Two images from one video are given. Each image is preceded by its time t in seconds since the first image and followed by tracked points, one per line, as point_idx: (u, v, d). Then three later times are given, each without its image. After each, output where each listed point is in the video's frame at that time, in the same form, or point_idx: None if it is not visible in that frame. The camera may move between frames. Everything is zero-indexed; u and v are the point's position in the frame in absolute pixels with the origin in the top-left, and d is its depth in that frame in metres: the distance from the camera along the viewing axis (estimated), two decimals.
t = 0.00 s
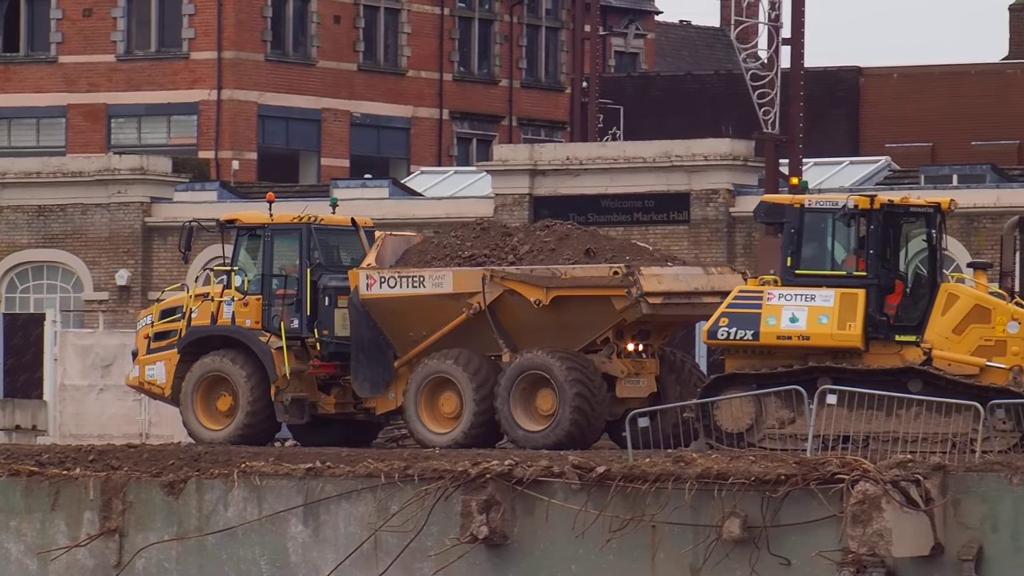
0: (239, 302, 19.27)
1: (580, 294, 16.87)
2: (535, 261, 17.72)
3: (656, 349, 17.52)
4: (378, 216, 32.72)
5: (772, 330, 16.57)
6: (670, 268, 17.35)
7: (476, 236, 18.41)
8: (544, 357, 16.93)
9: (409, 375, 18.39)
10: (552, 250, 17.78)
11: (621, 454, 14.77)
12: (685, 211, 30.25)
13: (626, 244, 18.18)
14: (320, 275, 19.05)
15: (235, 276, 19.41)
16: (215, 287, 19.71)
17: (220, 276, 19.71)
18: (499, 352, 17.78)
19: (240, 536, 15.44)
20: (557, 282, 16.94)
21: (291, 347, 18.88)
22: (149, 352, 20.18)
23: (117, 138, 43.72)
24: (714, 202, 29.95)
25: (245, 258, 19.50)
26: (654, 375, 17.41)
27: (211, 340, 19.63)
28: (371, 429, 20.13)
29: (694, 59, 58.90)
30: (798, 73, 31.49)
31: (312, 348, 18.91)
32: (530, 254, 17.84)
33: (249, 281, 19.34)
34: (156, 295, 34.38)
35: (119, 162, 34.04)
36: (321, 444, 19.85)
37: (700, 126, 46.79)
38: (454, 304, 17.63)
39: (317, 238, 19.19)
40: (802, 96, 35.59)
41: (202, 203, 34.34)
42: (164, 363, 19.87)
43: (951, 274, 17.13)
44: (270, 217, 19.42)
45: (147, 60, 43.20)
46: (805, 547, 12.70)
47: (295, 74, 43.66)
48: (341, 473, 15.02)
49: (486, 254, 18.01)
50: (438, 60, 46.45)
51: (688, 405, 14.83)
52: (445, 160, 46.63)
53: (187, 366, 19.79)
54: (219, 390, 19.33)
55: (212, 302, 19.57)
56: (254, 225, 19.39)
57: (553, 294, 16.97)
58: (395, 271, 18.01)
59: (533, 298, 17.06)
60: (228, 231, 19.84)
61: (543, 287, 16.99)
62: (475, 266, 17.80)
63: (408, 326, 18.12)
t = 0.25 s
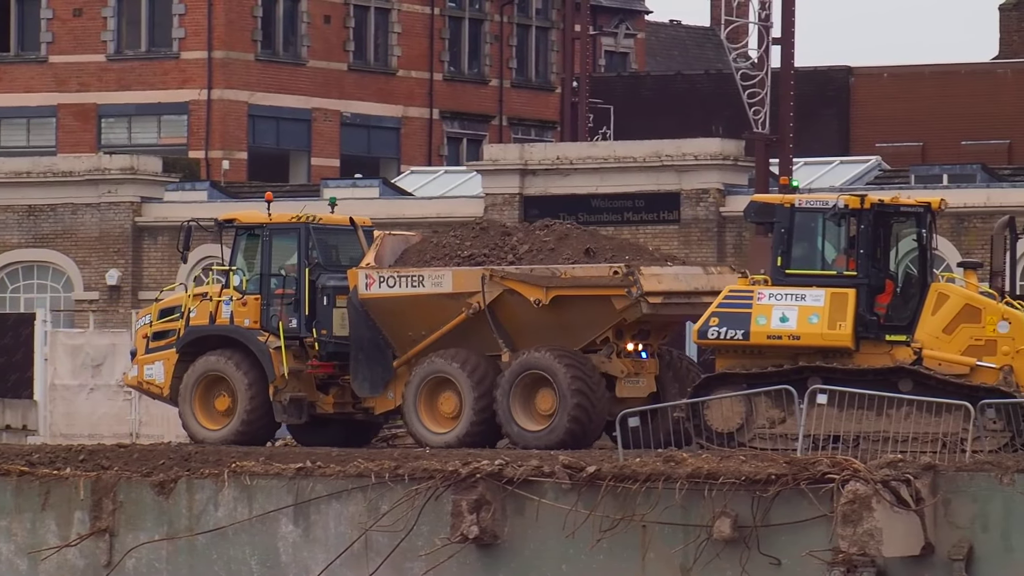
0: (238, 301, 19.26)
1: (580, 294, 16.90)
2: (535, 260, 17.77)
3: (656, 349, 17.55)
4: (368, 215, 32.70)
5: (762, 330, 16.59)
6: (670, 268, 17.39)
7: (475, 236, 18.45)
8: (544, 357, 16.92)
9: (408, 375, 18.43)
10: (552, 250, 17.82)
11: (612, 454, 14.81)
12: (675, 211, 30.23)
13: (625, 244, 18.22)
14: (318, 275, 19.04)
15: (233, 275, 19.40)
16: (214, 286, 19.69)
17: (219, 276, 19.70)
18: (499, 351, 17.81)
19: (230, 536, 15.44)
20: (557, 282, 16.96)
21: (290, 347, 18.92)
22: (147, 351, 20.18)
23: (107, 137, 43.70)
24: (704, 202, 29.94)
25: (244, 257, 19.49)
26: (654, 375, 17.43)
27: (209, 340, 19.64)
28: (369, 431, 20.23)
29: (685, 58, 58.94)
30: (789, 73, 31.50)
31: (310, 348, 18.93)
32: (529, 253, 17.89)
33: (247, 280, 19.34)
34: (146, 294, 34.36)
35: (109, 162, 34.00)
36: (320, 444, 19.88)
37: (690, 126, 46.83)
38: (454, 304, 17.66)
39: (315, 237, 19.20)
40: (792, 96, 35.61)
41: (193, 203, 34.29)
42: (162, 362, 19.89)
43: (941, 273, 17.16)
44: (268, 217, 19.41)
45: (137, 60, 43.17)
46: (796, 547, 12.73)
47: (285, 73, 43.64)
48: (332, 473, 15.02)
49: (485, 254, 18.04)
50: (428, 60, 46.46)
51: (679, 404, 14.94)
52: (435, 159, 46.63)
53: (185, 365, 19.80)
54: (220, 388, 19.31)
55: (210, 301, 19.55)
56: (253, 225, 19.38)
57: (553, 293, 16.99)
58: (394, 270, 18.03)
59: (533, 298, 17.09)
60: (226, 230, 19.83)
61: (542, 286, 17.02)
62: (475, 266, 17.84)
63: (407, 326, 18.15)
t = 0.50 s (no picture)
0: (237, 301, 19.24)
1: (580, 293, 16.92)
2: (534, 260, 17.73)
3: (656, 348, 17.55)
4: (359, 215, 32.69)
5: (753, 329, 16.58)
6: (670, 267, 17.45)
7: (474, 235, 18.47)
8: (543, 356, 16.94)
9: (407, 374, 18.47)
10: (552, 250, 17.82)
11: (604, 453, 14.84)
12: (666, 211, 30.24)
13: (625, 243, 18.25)
14: (317, 274, 19.07)
15: (231, 275, 19.38)
16: (212, 286, 19.63)
17: (217, 275, 19.66)
18: (498, 351, 17.83)
19: (221, 536, 15.45)
20: (557, 281, 16.97)
21: (288, 346, 18.93)
22: (146, 351, 20.16)
23: (97, 137, 43.68)
24: (694, 202, 29.95)
25: (242, 257, 19.49)
26: (654, 375, 17.40)
27: (208, 340, 19.58)
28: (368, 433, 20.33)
29: (675, 58, 58.99)
30: (779, 73, 31.51)
31: (309, 347, 18.94)
32: (529, 253, 17.86)
33: (245, 280, 19.32)
34: (137, 294, 34.33)
35: (100, 161, 33.98)
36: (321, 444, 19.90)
37: (681, 126, 46.85)
38: (453, 303, 17.67)
39: (314, 237, 19.23)
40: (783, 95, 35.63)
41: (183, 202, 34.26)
42: (161, 362, 19.88)
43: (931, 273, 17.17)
44: (267, 216, 19.44)
45: (127, 60, 43.14)
46: (786, 546, 12.74)
47: (276, 73, 43.61)
48: (322, 472, 15.03)
49: (484, 254, 18.01)
50: (419, 60, 46.42)
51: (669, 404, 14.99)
52: (426, 159, 46.51)
53: (184, 365, 19.73)
54: (223, 388, 19.26)
55: (208, 301, 19.49)
56: (251, 224, 19.40)
57: (553, 293, 17.01)
58: (393, 270, 18.03)
59: (533, 297, 17.10)
60: (223, 230, 19.83)
61: (543, 286, 17.03)
62: (475, 265, 17.82)
63: (407, 325, 18.15)
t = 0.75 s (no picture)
0: (235, 299, 19.34)
1: (580, 291, 17.03)
2: (534, 258, 17.73)
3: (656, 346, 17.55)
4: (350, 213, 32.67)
5: (744, 327, 16.56)
6: (670, 265, 17.48)
7: (473, 233, 18.55)
8: (543, 354, 17.00)
9: (407, 372, 18.57)
10: (552, 248, 17.82)
11: (595, 451, 14.85)
12: (657, 209, 30.13)
13: (625, 240, 18.27)
14: (316, 272, 19.10)
15: (231, 272, 19.43)
16: (211, 284, 19.76)
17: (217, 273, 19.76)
18: (497, 348, 17.97)
19: (212, 533, 15.45)
20: (557, 279, 17.08)
21: (287, 344, 18.98)
22: (145, 349, 20.29)
23: (88, 135, 43.68)
24: (685, 199, 29.90)
25: (242, 255, 19.55)
26: (654, 372, 17.43)
27: (207, 337, 19.62)
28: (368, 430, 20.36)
29: (666, 56, 59.02)
30: (770, 71, 31.53)
31: (308, 345, 18.96)
32: (528, 251, 17.89)
33: (245, 278, 19.38)
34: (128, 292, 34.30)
35: (90, 159, 34.02)
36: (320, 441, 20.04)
37: (672, 124, 46.84)
38: (453, 301, 17.79)
39: (313, 234, 19.25)
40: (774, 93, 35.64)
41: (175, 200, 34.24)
42: (160, 359, 19.95)
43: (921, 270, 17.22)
44: (266, 214, 19.48)
45: (118, 58, 43.13)
46: (777, 544, 12.76)
47: (266, 71, 43.57)
48: (313, 470, 15.04)
49: (483, 251, 18.10)
50: (409, 57, 46.40)
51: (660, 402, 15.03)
52: (416, 157, 46.55)
53: (182, 364, 19.80)
54: (223, 385, 19.29)
55: (208, 299, 19.60)
56: (250, 222, 19.44)
57: (553, 290, 17.13)
58: (393, 268, 18.14)
59: (533, 295, 17.23)
60: (223, 227, 19.85)
61: (542, 284, 17.15)
62: (474, 263, 17.87)
63: (406, 323, 18.28)
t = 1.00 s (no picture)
0: (234, 296, 19.38)
1: (580, 287, 17.06)
2: (534, 255, 17.74)
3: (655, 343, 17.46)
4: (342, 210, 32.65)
5: (734, 325, 16.56)
6: (670, 261, 17.40)
7: (473, 230, 18.58)
8: (547, 352, 17.00)
9: (406, 369, 18.60)
10: (551, 245, 17.83)
11: (586, 448, 14.87)
12: (647, 206, 30.20)
13: (625, 237, 18.21)
14: (315, 269, 19.08)
15: (229, 269, 19.49)
16: (211, 281, 19.79)
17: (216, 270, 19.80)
18: (497, 345, 18.00)
19: (202, 530, 15.45)
20: (557, 276, 17.11)
21: (287, 341, 19.00)
22: (144, 346, 20.27)
23: (79, 132, 43.61)
24: (676, 196, 29.89)
25: (240, 252, 19.58)
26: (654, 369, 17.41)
27: (204, 335, 19.68)
28: (365, 425, 20.47)
29: (657, 53, 59.05)
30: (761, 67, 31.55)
31: (307, 342, 18.96)
32: (528, 248, 17.89)
33: (243, 275, 19.42)
34: (118, 289, 34.26)
35: (81, 156, 33.97)
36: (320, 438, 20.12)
37: (662, 121, 46.87)
38: (453, 298, 17.82)
39: (313, 231, 19.29)
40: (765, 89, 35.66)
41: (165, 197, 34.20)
42: (159, 356, 19.96)
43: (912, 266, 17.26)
44: (265, 211, 19.53)
45: (108, 55, 43.09)
46: (767, 541, 12.78)
47: (256, 68, 43.53)
48: (304, 467, 15.05)
49: (483, 248, 18.14)
50: (400, 54, 46.38)
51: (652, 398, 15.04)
52: (408, 154, 46.79)
53: (181, 361, 19.84)
54: (224, 382, 19.31)
55: (206, 296, 19.63)
56: (249, 219, 19.49)
57: (552, 287, 17.16)
58: (392, 265, 18.15)
59: (533, 292, 17.28)
60: (222, 224, 19.90)
61: (543, 280, 17.19)
62: (474, 260, 17.92)
63: (406, 320, 18.30)
